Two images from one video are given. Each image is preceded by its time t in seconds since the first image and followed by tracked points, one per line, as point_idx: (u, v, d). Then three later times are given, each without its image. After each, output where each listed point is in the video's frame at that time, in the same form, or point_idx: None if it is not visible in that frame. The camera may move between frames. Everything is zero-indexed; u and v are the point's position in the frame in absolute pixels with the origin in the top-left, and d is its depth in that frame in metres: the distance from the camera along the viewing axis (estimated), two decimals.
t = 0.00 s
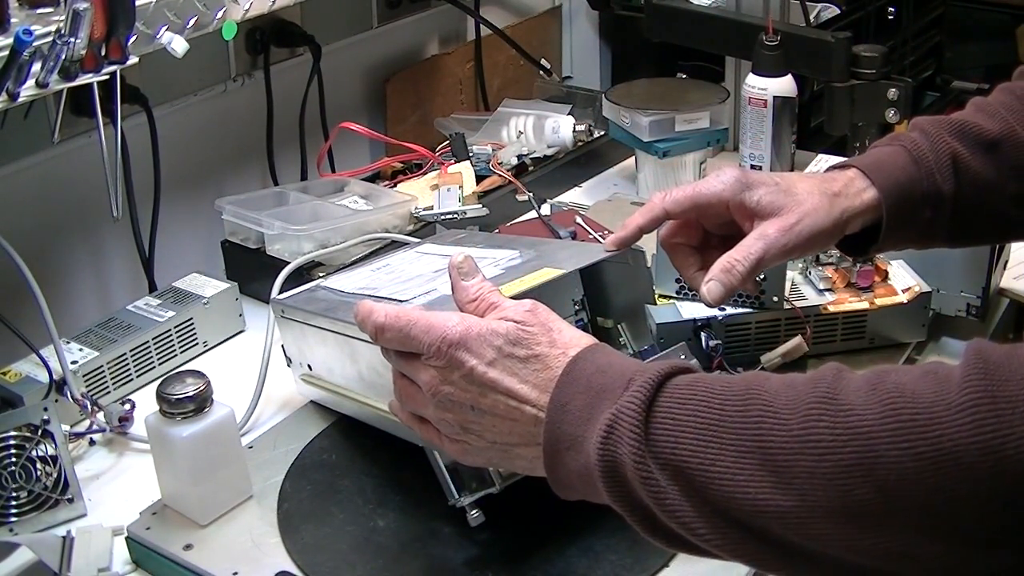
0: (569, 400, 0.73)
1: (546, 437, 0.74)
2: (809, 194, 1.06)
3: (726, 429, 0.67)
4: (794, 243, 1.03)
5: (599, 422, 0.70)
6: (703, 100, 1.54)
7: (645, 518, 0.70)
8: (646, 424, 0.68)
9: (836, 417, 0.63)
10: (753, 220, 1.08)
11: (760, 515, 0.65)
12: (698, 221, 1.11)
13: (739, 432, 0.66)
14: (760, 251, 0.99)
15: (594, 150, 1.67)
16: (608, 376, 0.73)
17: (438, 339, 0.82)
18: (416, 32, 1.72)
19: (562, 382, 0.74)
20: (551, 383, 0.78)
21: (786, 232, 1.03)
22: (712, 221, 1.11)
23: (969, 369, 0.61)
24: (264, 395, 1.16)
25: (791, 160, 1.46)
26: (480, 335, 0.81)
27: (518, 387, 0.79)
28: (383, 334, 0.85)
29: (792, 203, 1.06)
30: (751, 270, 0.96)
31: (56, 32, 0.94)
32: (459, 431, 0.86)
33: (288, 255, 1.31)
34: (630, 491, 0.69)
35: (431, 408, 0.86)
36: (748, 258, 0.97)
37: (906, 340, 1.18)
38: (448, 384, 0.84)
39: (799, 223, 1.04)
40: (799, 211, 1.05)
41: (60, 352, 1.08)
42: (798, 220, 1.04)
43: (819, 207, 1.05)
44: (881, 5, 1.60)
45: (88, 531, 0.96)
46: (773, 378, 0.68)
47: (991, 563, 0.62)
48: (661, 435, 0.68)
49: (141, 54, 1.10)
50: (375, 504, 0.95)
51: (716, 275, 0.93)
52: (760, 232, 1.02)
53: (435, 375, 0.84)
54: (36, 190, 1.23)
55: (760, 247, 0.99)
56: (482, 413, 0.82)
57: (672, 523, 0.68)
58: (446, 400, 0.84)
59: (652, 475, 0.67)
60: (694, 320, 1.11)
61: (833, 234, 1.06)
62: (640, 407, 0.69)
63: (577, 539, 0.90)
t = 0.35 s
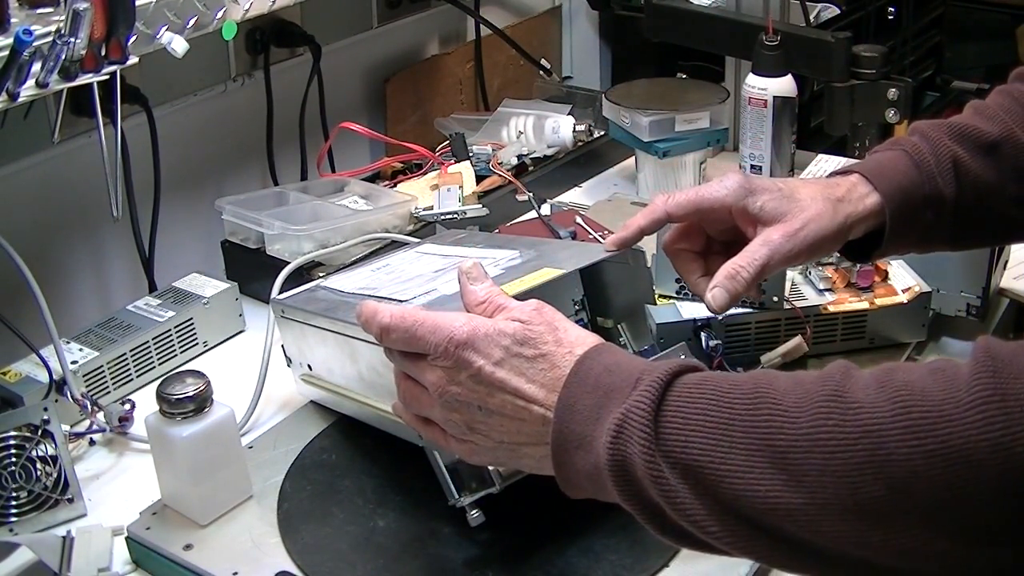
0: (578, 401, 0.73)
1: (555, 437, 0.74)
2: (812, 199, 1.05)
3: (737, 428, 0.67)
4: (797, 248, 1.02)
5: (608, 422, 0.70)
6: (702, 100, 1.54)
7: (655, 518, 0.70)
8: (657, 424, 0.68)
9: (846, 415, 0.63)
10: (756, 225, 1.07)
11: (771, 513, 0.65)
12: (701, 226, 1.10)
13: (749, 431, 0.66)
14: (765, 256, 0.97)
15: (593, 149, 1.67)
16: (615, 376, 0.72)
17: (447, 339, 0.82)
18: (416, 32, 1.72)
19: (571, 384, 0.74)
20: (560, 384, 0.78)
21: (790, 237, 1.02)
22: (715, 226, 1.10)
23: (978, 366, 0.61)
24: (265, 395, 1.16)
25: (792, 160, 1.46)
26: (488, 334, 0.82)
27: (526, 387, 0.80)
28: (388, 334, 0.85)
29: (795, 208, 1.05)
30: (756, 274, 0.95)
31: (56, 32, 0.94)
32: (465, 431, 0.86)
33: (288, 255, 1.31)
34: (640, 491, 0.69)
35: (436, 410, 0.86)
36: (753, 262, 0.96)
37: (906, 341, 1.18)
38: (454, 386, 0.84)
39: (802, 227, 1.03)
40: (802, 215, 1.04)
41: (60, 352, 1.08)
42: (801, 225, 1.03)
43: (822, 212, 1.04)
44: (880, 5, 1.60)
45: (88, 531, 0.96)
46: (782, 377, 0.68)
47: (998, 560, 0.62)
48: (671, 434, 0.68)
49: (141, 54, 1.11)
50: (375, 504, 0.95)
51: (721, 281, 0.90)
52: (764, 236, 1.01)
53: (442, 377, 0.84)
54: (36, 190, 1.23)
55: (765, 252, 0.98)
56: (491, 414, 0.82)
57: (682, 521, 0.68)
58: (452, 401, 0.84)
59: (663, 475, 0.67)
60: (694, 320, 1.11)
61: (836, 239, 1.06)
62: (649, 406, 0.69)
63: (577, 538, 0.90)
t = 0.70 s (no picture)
0: (621, 401, 0.73)
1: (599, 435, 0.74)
2: (812, 195, 1.05)
3: (785, 437, 0.67)
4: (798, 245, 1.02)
5: (657, 424, 0.71)
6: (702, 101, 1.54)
7: (705, 518, 0.70)
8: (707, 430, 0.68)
9: (897, 430, 0.63)
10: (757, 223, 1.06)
11: (820, 524, 0.65)
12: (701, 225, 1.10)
13: (801, 440, 0.66)
14: (766, 254, 0.97)
15: (594, 149, 1.66)
16: (660, 377, 0.72)
17: (482, 348, 0.79)
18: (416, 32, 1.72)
19: (615, 385, 0.74)
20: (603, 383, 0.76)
21: (791, 234, 1.02)
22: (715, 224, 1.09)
23: None
24: (264, 395, 1.16)
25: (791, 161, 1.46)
26: (525, 335, 0.79)
27: (566, 387, 0.78)
28: (412, 344, 0.82)
29: (795, 204, 1.05)
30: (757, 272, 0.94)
31: (56, 32, 0.94)
32: (499, 438, 0.84)
33: (288, 255, 1.31)
34: (690, 493, 0.70)
35: (467, 422, 0.84)
36: (756, 259, 0.95)
37: (906, 341, 1.18)
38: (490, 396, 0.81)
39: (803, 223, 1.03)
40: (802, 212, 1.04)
41: (60, 352, 1.08)
42: (802, 222, 1.03)
43: (822, 208, 1.04)
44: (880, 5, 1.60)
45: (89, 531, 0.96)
46: (834, 384, 0.68)
47: None
48: (722, 440, 0.68)
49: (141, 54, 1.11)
50: (375, 504, 0.95)
51: (722, 281, 0.90)
52: (765, 233, 1.00)
53: (478, 385, 0.81)
54: (36, 190, 1.23)
55: (766, 249, 0.98)
56: (533, 419, 0.80)
57: (731, 523, 0.69)
58: (489, 408, 0.82)
59: (715, 481, 0.68)
60: (694, 321, 1.11)
61: (836, 236, 1.05)
62: (699, 411, 0.69)
63: (577, 538, 0.90)
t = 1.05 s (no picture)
0: (885, 442, 0.69)
1: (860, 477, 0.70)
2: (942, 203, 1.01)
3: None
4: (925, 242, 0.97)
5: (928, 460, 0.67)
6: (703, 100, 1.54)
7: (962, 550, 0.67)
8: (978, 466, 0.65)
9: None
10: (886, 220, 1.03)
11: None
12: (831, 233, 1.04)
13: None
14: (895, 244, 0.92)
15: (593, 150, 1.66)
16: (920, 412, 0.68)
17: (744, 425, 0.74)
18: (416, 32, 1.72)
19: (872, 423, 0.70)
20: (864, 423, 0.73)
21: (923, 229, 0.97)
22: (848, 229, 1.04)
23: None
24: (264, 395, 1.16)
25: (792, 161, 1.45)
26: (778, 401, 0.74)
27: (830, 440, 0.73)
28: (672, 441, 0.76)
29: (924, 209, 1.01)
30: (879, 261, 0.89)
31: (57, 32, 0.94)
32: (778, 519, 0.76)
33: (288, 255, 1.31)
34: (964, 530, 0.66)
35: (748, 512, 0.76)
36: (882, 247, 0.91)
37: (907, 340, 1.18)
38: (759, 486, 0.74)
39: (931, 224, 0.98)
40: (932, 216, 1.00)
41: (60, 352, 1.08)
42: (933, 220, 0.98)
43: (951, 212, 1.00)
44: (880, 5, 1.60)
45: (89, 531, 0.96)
46: None
47: None
48: (994, 473, 0.65)
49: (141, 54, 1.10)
50: (375, 504, 0.95)
51: (847, 267, 0.86)
52: (895, 227, 0.96)
53: (750, 465, 0.74)
54: (36, 190, 1.23)
55: (892, 241, 0.93)
56: (802, 486, 0.74)
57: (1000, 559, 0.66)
58: (768, 488, 0.74)
59: (993, 519, 0.65)
60: (694, 320, 1.11)
61: (961, 248, 1.00)
62: (971, 446, 0.65)
63: (577, 538, 0.90)
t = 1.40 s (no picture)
0: (830, 439, 0.71)
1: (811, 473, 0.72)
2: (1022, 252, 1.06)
3: (999, 458, 0.65)
4: None
5: (878, 450, 0.69)
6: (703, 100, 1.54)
7: (914, 542, 0.68)
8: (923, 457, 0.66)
9: None
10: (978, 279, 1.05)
11: None
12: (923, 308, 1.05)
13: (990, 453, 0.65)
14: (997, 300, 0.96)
15: (594, 149, 1.66)
16: (872, 406, 0.70)
17: (690, 420, 0.77)
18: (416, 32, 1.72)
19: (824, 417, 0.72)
20: (814, 415, 0.76)
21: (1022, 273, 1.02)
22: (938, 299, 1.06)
23: None
24: (264, 395, 1.16)
25: (792, 160, 1.45)
26: (723, 397, 0.78)
27: (778, 432, 0.76)
28: (628, 445, 0.80)
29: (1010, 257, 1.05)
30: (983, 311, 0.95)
31: (56, 32, 0.94)
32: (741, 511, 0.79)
33: (288, 255, 1.31)
34: (916, 520, 0.67)
35: (708, 507, 0.79)
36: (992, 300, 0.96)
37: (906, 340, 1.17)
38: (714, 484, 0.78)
39: None
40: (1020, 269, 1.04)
41: (61, 352, 1.08)
42: None
43: None
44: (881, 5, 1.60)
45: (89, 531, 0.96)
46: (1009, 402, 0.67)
47: None
48: (942, 464, 0.66)
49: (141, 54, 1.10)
50: (375, 504, 0.95)
51: (959, 334, 0.90)
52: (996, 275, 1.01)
53: (706, 459, 0.78)
54: (36, 190, 1.23)
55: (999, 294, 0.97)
56: (760, 478, 0.77)
57: (951, 549, 0.67)
58: (724, 482, 0.78)
59: (940, 508, 0.66)
60: (694, 320, 1.11)
61: None
62: (919, 436, 0.67)
63: (577, 538, 0.90)
